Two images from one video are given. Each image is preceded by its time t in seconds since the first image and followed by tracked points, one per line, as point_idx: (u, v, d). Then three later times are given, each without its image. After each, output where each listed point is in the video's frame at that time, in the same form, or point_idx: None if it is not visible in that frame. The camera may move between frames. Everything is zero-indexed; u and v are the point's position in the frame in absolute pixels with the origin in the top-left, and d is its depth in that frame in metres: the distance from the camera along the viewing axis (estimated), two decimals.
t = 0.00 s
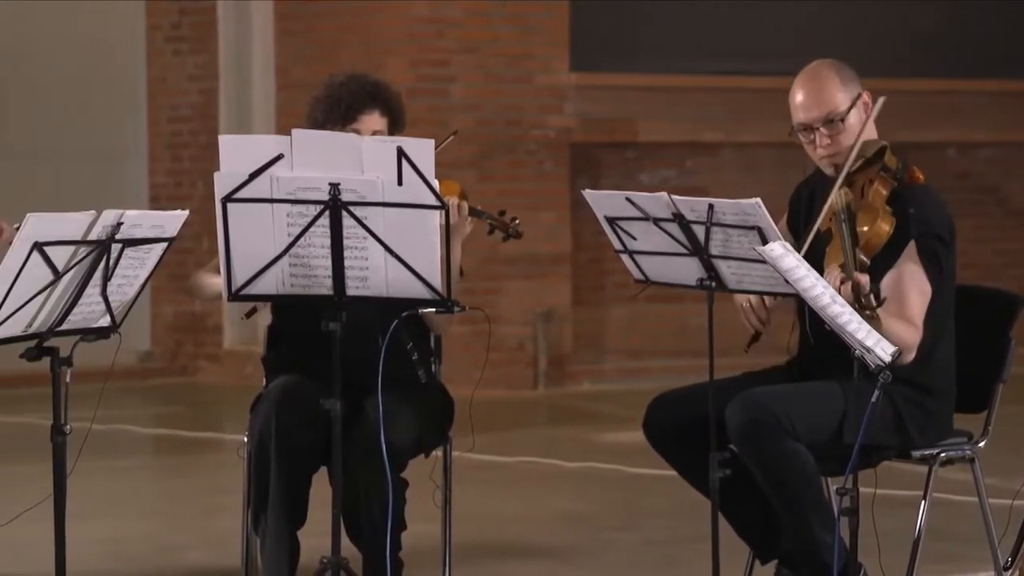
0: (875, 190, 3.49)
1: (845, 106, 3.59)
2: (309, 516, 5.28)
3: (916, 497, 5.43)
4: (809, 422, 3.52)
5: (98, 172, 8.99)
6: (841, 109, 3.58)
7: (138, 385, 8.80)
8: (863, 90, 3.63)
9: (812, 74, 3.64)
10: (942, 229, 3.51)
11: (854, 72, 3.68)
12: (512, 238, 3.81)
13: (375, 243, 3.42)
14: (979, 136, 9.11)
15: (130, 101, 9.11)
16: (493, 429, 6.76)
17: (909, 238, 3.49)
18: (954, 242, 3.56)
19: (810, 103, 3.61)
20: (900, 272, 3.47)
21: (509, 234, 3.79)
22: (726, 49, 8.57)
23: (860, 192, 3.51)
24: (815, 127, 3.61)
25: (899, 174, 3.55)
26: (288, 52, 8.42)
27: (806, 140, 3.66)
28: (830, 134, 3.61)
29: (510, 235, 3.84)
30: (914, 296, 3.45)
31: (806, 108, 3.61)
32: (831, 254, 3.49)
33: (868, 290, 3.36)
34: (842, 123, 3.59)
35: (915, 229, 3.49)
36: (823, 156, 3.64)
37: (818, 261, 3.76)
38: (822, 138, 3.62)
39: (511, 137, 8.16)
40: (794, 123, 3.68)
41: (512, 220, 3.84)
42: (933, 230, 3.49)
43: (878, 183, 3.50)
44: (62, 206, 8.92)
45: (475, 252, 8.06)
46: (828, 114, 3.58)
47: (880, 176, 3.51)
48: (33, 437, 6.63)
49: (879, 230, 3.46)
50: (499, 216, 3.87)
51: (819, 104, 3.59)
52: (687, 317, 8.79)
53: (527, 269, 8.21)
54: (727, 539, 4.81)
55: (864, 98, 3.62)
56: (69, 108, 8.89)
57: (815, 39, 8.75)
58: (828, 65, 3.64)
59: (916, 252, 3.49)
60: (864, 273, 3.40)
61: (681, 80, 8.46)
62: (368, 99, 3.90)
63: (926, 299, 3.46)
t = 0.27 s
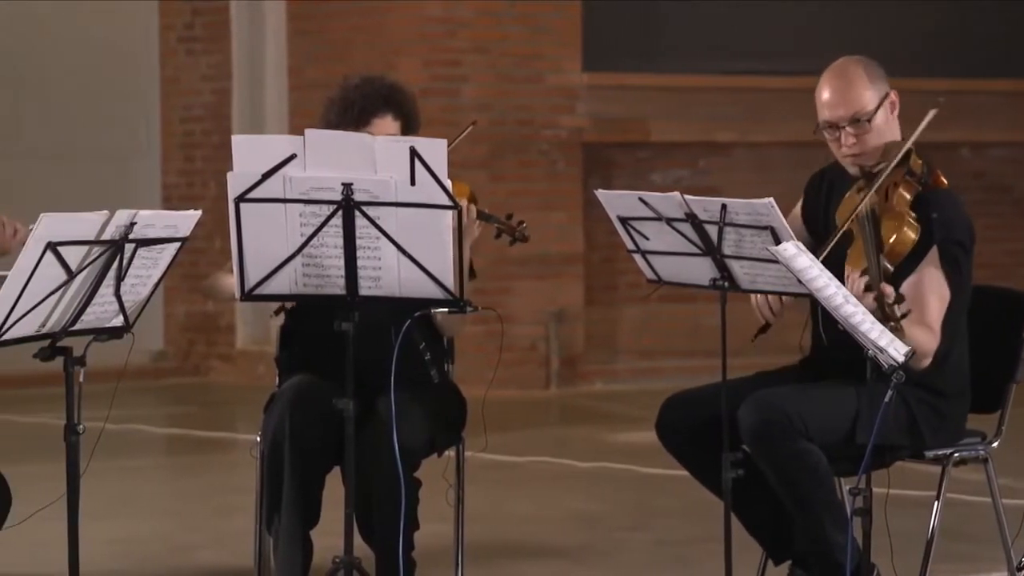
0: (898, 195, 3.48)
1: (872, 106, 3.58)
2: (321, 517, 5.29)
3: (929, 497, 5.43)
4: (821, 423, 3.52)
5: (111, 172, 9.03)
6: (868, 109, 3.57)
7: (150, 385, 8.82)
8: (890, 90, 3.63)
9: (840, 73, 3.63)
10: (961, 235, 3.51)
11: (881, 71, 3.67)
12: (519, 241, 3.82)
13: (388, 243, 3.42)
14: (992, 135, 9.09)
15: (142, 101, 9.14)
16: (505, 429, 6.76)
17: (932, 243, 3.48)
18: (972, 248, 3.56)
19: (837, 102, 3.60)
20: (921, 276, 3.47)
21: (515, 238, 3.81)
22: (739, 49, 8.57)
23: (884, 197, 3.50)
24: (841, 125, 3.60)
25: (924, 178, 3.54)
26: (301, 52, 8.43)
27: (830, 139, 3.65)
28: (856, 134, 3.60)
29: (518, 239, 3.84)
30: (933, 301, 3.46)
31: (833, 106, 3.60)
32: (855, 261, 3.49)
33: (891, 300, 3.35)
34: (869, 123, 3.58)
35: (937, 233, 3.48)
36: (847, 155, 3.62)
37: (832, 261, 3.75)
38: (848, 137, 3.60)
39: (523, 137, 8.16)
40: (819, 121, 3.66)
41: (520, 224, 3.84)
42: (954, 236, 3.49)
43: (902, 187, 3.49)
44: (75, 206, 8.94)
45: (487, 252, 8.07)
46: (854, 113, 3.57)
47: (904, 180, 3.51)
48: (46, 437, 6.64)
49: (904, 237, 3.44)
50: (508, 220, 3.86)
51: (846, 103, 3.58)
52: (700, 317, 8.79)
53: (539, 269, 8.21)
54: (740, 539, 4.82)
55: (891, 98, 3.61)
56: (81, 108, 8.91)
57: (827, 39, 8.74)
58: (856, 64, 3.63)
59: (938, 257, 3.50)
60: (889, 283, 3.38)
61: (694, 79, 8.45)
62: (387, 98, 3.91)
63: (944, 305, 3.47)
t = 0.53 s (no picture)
0: (919, 199, 3.42)
1: (894, 106, 3.58)
2: (331, 517, 5.29)
3: (939, 497, 5.42)
4: (831, 422, 3.51)
5: (120, 172, 9.05)
6: (890, 109, 3.58)
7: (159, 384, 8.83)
8: (912, 90, 3.63)
9: (863, 71, 3.63)
10: (977, 239, 3.51)
11: (903, 70, 3.68)
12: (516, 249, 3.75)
13: (397, 243, 3.42)
14: (1001, 135, 9.08)
15: (152, 101, 9.16)
16: (514, 429, 6.76)
17: (950, 247, 3.46)
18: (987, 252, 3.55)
19: (860, 100, 3.59)
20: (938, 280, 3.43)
21: (514, 246, 3.72)
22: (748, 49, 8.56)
23: (904, 201, 3.44)
24: (862, 124, 3.59)
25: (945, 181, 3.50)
26: (310, 52, 8.45)
27: (850, 137, 3.64)
28: (876, 133, 3.59)
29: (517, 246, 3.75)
30: (949, 304, 3.42)
31: (855, 105, 3.60)
32: (876, 269, 3.43)
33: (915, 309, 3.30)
34: (890, 124, 3.58)
35: (956, 236, 3.48)
36: (865, 154, 3.62)
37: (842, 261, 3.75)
38: (868, 136, 3.60)
39: (532, 137, 8.16)
40: (839, 119, 3.66)
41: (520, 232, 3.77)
42: (971, 242, 3.49)
43: (922, 191, 3.43)
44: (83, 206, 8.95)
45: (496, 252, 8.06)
46: (877, 113, 3.57)
47: (925, 184, 3.44)
48: (55, 438, 6.63)
49: (927, 244, 3.38)
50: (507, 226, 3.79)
51: (869, 102, 3.58)
52: (709, 317, 8.79)
53: (548, 270, 8.21)
54: (750, 539, 4.81)
55: (912, 99, 3.62)
56: (89, 108, 8.93)
57: (837, 39, 8.73)
58: (879, 62, 3.63)
59: (956, 261, 3.48)
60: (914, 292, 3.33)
61: (703, 79, 8.44)
62: (402, 99, 3.91)
63: (960, 307, 3.44)
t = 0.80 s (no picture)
0: (938, 203, 3.42)
1: (913, 110, 3.58)
2: (341, 516, 5.30)
3: (950, 497, 5.41)
4: (843, 423, 3.51)
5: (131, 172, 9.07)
6: (908, 113, 3.57)
7: (169, 385, 8.84)
8: (929, 94, 3.63)
9: (882, 72, 3.62)
10: (995, 244, 3.50)
11: (921, 72, 3.68)
12: (527, 255, 3.73)
13: (408, 243, 3.42)
14: (1013, 135, 9.06)
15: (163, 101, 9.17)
16: (524, 430, 6.76)
17: (970, 253, 3.45)
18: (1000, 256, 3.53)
19: (879, 103, 3.58)
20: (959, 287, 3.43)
21: (524, 251, 3.71)
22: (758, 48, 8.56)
23: (922, 205, 3.44)
24: (880, 127, 3.59)
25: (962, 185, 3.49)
26: (321, 52, 8.46)
27: (866, 139, 3.64)
28: (894, 137, 3.59)
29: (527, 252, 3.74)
30: (971, 306, 3.40)
31: (873, 107, 3.59)
32: (899, 278, 3.42)
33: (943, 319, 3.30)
34: (908, 128, 3.58)
35: (974, 242, 3.46)
36: (881, 157, 3.62)
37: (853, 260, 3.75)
38: (886, 139, 3.59)
39: (543, 137, 8.16)
40: (856, 120, 3.65)
41: (531, 236, 3.75)
42: (989, 246, 3.48)
43: (941, 195, 3.43)
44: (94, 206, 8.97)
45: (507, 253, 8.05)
46: (896, 116, 3.57)
47: (943, 188, 3.45)
48: (64, 438, 6.63)
49: (950, 253, 3.40)
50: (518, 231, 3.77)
51: (887, 106, 3.57)
52: (720, 317, 8.78)
53: (558, 270, 8.21)
54: (760, 538, 4.81)
55: (930, 102, 3.62)
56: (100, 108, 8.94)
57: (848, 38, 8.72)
58: (898, 64, 3.63)
59: (975, 266, 3.47)
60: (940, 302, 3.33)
61: (713, 79, 8.44)
62: (416, 100, 3.92)
63: (980, 309, 3.43)
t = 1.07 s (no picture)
0: (959, 184, 3.35)
1: (943, 93, 3.57)
2: (353, 516, 5.30)
3: (962, 497, 5.41)
4: (853, 423, 3.51)
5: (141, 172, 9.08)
6: (938, 95, 3.57)
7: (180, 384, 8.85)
8: (961, 81, 3.63)
9: (915, 54, 3.62)
10: (1010, 235, 3.48)
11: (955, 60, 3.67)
12: (549, 255, 3.75)
13: (419, 243, 3.42)
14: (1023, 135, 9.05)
15: (172, 101, 9.18)
16: (535, 430, 6.76)
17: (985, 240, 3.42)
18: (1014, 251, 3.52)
19: (910, 82, 3.58)
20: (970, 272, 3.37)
21: (546, 252, 3.73)
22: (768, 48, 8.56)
23: (943, 185, 3.37)
24: (908, 107, 3.59)
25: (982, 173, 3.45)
26: (332, 52, 8.47)
27: (894, 118, 3.63)
28: (921, 117, 3.59)
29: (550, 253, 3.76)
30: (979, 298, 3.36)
31: (904, 86, 3.59)
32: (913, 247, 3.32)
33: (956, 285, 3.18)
34: (936, 109, 3.57)
35: (990, 229, 3.43)
36: (906, 136, 3.62)
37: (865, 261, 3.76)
38: (913, 119, 3.59)
39: (553, 136, 8.16)
40: (884, 99, 3.65)
41: (553, 237, 3.77)
42: (1004, 237, 3.46)
43: (963, 177, 3.36)
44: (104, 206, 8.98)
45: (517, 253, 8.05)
46: (925, 97, 3.56)
47: (965, 172, 3.38)
48: (76, 438, 6.63)
49: (967, 226, 3.29)
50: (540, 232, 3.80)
51: (918, 86, 3.57)
52: (730, 317, 8.78)
53: (569, 269, 8.21)
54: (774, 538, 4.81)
55: (960, 89, 3.62)
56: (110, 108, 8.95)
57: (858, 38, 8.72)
58: (933, 48, 3.63)
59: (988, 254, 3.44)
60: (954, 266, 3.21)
61: (724, 79, 8.44)
62: (431, 99, 3.92)
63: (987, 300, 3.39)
